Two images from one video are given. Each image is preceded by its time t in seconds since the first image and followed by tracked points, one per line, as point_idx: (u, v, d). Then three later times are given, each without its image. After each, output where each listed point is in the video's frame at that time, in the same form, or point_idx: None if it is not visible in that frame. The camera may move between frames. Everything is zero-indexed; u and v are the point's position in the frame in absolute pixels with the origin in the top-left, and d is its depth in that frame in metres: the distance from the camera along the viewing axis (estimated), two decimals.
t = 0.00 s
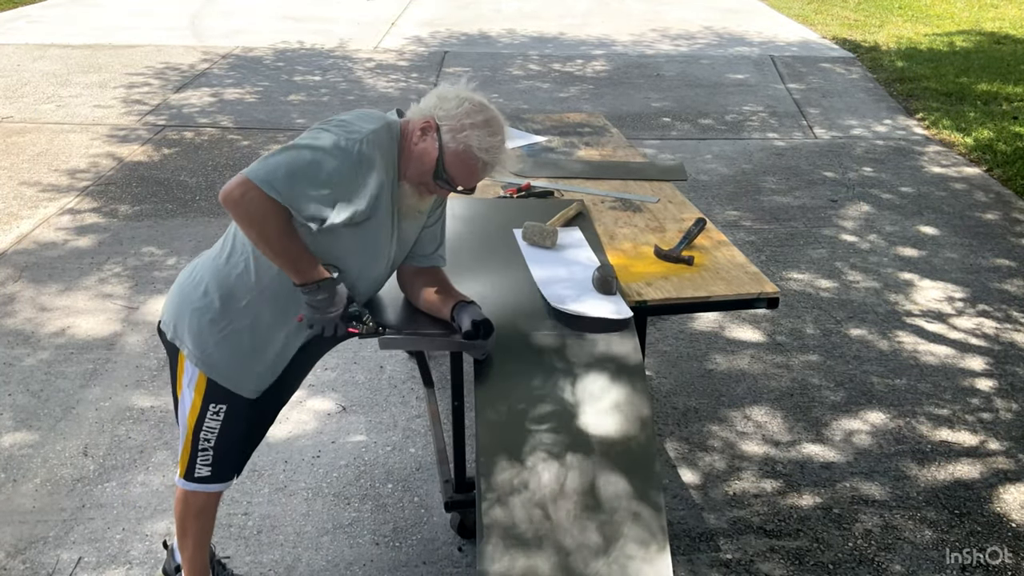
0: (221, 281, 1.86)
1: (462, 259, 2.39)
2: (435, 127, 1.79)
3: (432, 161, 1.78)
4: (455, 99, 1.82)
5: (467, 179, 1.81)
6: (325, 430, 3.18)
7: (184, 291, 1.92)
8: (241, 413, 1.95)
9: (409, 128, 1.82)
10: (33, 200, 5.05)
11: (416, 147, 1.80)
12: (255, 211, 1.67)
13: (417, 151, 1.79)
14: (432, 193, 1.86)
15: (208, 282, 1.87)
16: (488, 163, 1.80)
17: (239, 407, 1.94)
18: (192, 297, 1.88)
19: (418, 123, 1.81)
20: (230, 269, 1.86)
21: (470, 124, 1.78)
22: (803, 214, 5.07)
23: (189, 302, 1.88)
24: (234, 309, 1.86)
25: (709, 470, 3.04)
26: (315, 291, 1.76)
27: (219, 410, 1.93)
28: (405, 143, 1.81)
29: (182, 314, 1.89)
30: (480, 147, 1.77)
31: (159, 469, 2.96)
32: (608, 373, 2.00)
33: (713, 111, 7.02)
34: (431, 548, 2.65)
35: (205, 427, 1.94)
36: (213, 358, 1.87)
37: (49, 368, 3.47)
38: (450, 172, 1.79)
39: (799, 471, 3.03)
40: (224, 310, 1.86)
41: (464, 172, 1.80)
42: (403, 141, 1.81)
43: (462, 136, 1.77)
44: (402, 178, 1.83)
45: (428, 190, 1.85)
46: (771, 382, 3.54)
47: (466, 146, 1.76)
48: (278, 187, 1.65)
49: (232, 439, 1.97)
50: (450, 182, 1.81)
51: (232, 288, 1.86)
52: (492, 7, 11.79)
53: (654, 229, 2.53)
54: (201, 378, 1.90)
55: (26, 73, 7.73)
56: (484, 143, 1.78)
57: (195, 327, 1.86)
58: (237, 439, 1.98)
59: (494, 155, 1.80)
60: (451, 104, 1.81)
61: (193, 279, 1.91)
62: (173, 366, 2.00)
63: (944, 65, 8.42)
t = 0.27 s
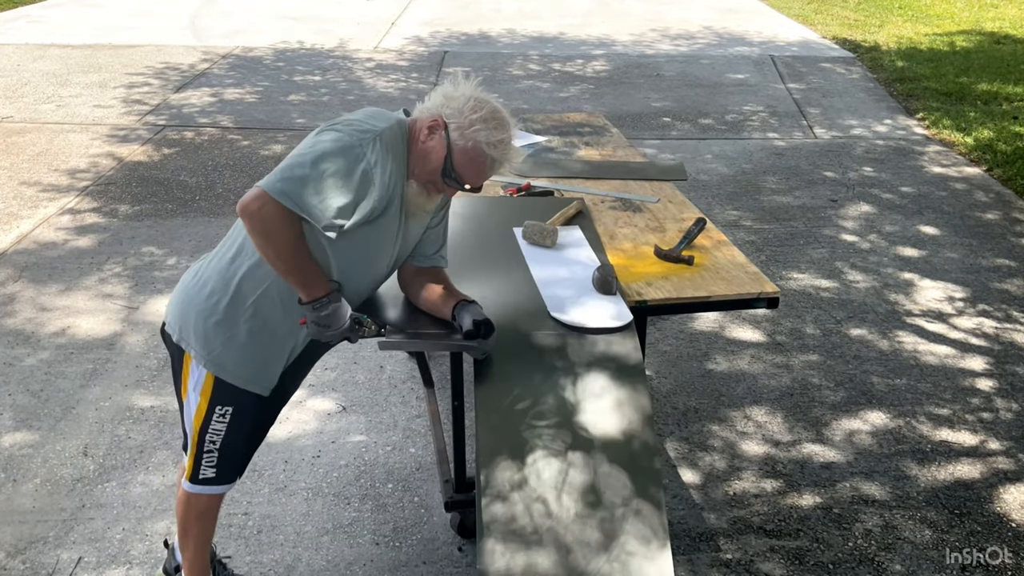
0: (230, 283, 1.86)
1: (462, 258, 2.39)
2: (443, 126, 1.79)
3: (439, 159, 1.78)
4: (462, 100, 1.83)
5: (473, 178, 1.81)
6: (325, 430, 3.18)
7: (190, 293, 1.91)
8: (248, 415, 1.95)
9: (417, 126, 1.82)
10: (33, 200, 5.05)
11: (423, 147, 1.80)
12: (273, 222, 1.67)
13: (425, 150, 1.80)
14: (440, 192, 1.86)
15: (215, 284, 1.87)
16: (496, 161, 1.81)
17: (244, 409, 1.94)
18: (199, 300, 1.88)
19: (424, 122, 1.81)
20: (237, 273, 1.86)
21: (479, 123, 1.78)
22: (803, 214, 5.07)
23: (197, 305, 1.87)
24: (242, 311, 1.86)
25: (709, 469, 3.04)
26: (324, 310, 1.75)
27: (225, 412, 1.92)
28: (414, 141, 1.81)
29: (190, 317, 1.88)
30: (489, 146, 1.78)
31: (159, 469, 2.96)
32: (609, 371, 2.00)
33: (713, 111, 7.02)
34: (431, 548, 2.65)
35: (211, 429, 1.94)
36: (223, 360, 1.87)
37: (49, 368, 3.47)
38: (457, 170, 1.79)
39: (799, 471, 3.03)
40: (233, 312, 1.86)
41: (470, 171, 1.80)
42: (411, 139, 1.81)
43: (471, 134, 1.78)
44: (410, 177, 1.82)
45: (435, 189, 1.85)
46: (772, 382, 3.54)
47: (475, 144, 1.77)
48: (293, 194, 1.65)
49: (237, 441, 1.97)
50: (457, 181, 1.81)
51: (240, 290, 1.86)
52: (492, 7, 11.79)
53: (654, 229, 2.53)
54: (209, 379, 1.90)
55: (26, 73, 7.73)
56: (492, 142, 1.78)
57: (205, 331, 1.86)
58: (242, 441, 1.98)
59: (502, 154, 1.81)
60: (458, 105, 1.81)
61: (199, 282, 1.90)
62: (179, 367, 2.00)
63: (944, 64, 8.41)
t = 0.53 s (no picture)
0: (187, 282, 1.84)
1: (460, 258, 2.40)
2: (385, 118, 1.76)
3: (387, 152, 1.76)
4: (399, 86, 1.78)
5: (426, 163, 1.78)
6: (325, 430, 3.18)
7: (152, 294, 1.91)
8: (217, 410, 1.95)
9: (359, 121, 1.78)
10: (33, 200, 5.05)
11: (367, 138, 1.77)
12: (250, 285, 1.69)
13: (371, 143, 1.77)
14: (394, 184, 1.84)
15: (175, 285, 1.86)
16: (445, 145, 1.78)
17: (213, 404, 1.95)
18: (161, 300, 1.87)
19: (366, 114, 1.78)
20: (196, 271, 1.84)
21: (420, 110, 1.75)
22: (803, 214, 5.07)
23: (159, 306, 1.87)
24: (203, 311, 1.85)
25: (709, 469, 3.04)
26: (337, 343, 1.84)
27: (192, 409, 1.94)
28: (356, 139, 1.78)
29: (154, 318, 1.88)
30: (434, 130, 1.74)
31: (159, 469, 2.96)
32: (607, 378, 2.02)
33: (713, 112, 7.02)
34: (431, 548, 2.65)
35: (182, 426, 1.96)
36: (190, 360, 1.88)
37: (49, 368, 3.47)
38: (409, 160, 1.77)
39: (800, 471, 3.03)
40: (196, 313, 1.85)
41: (422, 157, 1.77)
42: (353, 136, 1.78)
43: (414, 122, 1.74)
44: (358, 171, 1.80)
45: (389, 180, 1.83)
46: (772, 382, 3.54)
47: (420, 132, 1.74)
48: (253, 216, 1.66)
49: (212, 438, 1.99)
50: (411, 170, 1.79)
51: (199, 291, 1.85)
52: (492, 7, 11.79)
53: (655, 229, 2.53)
54: (176, 378, 1.91)
55: (26, 74, 7.73)
56: (436, 126, 1.74)
57: (169, 333, 1.87)
58: (219, 436, 1.99)
59: (450, 136, 1.78)
60: (396, 92, 1.77)
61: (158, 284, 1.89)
62: (151, 364, 2.02)
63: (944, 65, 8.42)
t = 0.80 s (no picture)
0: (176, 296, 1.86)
1: (457, 259, 2.40)
2: (372, 134, 1.73)
3: (373, 169, 1.74)
4: (388, 99, 1.74)
5: (409, 179, 1.77)
6: (325, 430, 3.18)
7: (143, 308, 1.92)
8: (226, 417, 1.95)
9: (344, 134, 1.75)
10: (33, 200, 5.05)
11: (349, 152, 1.74)
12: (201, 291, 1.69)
13: (356, 159, 1.74)
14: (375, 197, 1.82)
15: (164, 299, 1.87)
16: (431, 165, 1.77)
17: (221, 412, 1.95)
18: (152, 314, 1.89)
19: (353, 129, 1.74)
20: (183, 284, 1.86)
21: (409, 130, 1.72)
22: (803, 213, 5.07)
23: (150, 322, 1.89)
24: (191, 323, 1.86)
25: (709, 469, 3.04)
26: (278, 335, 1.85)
27: (200, 419, 1.94)
28: (340, 153, 1.75)
29: (146, 332, 1.90)
30: (423, 152, 1.73)
31: (159, 469, 2.96)
32: (606, 376, 2.02)
33: (713, 111, 7.01)
34: (431, 548, 2.64)
35: (192, 438, 1.96)
36: (185, 372, 1.89)
37: (49, 368, 3.47)
38: (393, 179, 1.76)
39: (800, 471, 3.03)
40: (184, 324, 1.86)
41: (405, 176, 1.77)
42: (337, 151, 1.75)
43: (402, 143, 1.72)
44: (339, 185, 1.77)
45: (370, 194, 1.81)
46: (772, 381, 3.54)
47: (409, 153, 1.72)
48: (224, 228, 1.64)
49: (223, 447, 1.98)
50: (395, 187, 1.78)
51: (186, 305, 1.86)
52: (492, 7, 11.79)
53: (654, 229, 2.52)
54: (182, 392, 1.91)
55: (26, 73, 7.73)
56: (425, 148, 1.74)
57: (159, 346, 1.87)
58: (228, 445, 1.98)
59: (438, 154, 1.77)
60: (385, 107, 1.73)
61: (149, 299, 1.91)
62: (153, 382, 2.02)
63: (944, 64, 8.41)
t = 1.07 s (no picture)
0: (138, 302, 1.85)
1: (453, 257, 2.40)
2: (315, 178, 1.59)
3: (320, 213, 1.61)
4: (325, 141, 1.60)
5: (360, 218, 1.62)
6: (325, 429, 3.18)
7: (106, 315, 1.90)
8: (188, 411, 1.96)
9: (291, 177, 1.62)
10: (33, 200, 5.05)
11: (297, 193, 1.62)
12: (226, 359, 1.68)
13: (304, 202, 1.62)
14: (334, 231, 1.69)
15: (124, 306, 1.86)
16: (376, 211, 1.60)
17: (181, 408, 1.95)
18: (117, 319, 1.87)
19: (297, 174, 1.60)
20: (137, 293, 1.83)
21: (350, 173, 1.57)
22: (803, 213, 5.07)
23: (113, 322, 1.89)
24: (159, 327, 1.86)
25: (710, 469, 3.04)
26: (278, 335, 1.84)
27: (162, 414, 1.95)
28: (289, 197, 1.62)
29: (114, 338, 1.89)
30: (364, 197, 1.57)
31: (159, 469, 2.96)
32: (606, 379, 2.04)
33: (713, 111, 7.01)
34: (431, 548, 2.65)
35: (159, 431, 1.97)
36: (158, 371, 1.90)
37: (49, 368, 3.47)
38: (342, 219, 1.61)
39: (800, 471, 3.03)
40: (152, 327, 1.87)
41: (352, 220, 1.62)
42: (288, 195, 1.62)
43: (344, 191, 1.57)
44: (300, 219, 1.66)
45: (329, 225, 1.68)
46: (773, 382, 3.54)
47: (351, 200, 1.57)
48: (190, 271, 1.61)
49: (192, 438, 1.99)
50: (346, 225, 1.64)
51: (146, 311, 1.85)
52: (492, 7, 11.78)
53: (647, 231, 2.51)
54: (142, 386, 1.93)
55: (26, 73, 7.73)
56: (370, 195, 1.57)
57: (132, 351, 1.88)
58: (196, 436, 1.99)
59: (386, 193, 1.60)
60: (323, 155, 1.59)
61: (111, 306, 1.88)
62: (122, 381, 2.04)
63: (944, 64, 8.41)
